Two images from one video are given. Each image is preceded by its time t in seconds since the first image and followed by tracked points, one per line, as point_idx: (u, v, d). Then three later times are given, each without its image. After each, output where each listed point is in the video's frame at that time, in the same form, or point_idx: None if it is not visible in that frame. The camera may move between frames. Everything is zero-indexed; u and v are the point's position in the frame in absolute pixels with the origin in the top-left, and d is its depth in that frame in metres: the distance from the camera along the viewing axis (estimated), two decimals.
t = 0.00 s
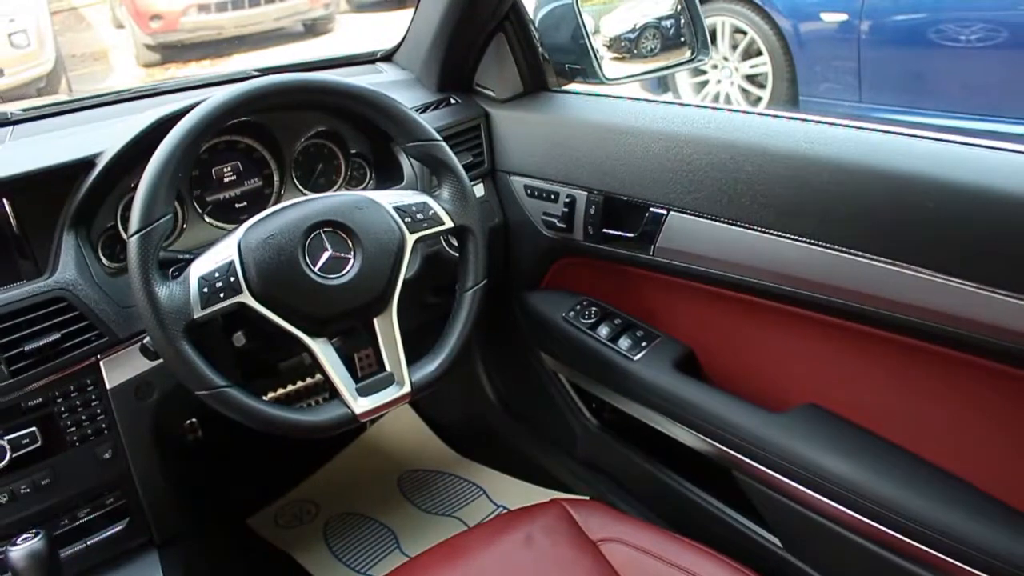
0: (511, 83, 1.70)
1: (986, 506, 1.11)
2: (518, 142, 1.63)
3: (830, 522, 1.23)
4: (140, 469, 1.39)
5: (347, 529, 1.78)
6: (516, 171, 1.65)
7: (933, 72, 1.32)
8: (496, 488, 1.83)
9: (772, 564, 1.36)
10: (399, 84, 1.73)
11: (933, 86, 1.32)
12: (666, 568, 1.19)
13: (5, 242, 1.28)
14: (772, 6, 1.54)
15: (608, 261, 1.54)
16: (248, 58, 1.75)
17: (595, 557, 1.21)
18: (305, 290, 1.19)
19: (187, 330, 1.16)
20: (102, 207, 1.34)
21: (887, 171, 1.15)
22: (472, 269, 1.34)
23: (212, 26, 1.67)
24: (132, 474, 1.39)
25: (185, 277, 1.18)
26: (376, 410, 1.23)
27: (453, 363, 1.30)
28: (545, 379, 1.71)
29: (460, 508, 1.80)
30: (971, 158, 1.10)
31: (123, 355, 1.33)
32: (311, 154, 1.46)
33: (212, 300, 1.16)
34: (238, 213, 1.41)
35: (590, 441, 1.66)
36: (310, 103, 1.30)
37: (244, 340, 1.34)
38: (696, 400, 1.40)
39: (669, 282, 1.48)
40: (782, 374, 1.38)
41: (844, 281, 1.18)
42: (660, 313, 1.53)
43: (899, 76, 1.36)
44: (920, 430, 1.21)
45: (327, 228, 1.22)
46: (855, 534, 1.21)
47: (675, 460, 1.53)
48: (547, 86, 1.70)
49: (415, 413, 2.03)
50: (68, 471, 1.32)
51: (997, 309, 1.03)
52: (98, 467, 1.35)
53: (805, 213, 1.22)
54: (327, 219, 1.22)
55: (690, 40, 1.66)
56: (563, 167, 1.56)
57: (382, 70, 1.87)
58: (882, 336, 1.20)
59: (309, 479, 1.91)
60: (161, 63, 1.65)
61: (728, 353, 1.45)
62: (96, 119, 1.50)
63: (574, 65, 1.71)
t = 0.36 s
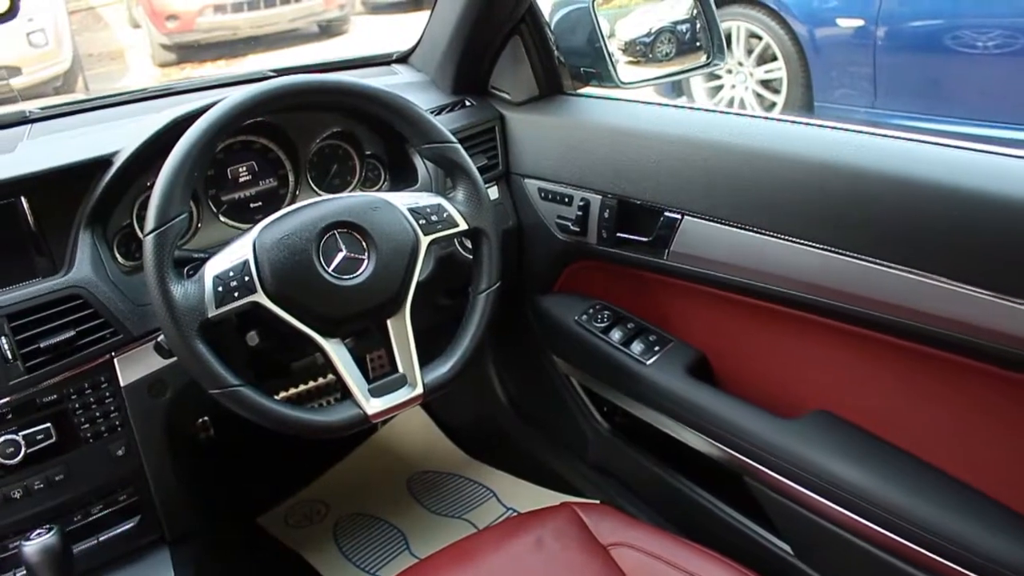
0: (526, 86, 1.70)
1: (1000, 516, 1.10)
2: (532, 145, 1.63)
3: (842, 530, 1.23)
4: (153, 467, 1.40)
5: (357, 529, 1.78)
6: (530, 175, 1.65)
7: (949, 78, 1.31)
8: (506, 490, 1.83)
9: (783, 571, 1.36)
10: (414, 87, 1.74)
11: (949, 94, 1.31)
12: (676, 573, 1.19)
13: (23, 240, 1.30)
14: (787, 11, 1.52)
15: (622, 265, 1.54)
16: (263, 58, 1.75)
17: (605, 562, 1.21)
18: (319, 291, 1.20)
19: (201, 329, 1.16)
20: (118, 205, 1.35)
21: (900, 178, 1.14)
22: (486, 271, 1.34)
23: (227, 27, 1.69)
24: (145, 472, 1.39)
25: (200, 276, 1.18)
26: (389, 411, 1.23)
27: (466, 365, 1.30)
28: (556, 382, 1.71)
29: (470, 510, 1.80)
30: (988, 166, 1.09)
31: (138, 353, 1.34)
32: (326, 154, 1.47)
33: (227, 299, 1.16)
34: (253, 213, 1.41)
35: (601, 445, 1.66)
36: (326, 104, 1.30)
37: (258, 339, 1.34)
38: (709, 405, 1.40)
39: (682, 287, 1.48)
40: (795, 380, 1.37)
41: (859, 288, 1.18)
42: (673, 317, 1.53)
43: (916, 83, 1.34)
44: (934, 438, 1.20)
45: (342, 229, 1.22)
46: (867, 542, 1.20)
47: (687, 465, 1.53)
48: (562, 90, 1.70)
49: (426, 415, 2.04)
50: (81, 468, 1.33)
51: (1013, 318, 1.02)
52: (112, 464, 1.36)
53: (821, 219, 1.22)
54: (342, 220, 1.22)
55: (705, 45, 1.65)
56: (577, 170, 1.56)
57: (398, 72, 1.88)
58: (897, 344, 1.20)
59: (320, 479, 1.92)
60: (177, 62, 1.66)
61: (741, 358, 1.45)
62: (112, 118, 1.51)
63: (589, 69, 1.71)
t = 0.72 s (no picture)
0: (558, 89, 1.69)
1: None
2: (563, 148, 1.63)
3: (869, 541, 1.21)
4: (181, 463, 1.41)
5: (381, 529, 1.79)
6: (560, 177, 1.65)
7: (985, 86, 1.29)
8: (531, 492, 1.83)
9: None
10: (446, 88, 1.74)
11: (986, 102, 1.29)
12: None
13: (56, 235, 1.31)
14: (820, 17, 1.50)
15: (651, 269, 1.54)
16: (294, 58, 1.77)
17: (628, 566, 1.21)
18: (348, 290, 1.20)
19: (231, 326, 1.17)
20: (152, 202, 1.36)
21: (932, 186, 1.13)
22: (515, 274, 1.34)
23: (260, 26, 1.71)
24: (173, 466, 1.40)
25: (231, 273, 1.19)
26: (416, 411, 1.23)
27: (492, 366, 1.30)
28: (583, 385, 1.71)
29: (494, 511, 1.80)
30: None
31: (168, 348, 1.35)
32: (357, 154, 1.47)
33: (257, 297, 1.17)
34: (284, 211, 1.42)
35: (627, 450, 1.65)
36: (357, 104, 1.31)
37: (287, 338, 1.36)
38: (737, 412, 1.39)
39: (712, 292, 1.47)
40: (824, 387, 1.36)
41: (891, 297, 1.16)
42: (702, 322, 1.52)
43: (951, 91, 1.32)
44: (965, 450, 1.18)
45: (372, 229, 1.23)
46: (894, 554, 1.18)
47: (712, 471, 1.52)
48: (593, 93, 1.70)
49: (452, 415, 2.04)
50: (111, 461, 1.34)
51: None
52: (141, 458, 1.37)
53: (852, 225, 1.20)
54: (373, 220, 1.23)
55: (739, 49, 1.63)
56: (608, 173, 1.56)
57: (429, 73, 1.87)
58: (929, 353, 1.18)
59: (345, 477, 1.93)
60: (209, 61, 1.68)
61: (770, 364, 1.43)
62: (148, 116, 1.52)
63: (621, 72, 1.72)
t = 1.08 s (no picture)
0: (592, 90, 1.70)
1: None
2: (595, 149, 1.63)
3: (898, 552, 1.19)
4: (210, 455, 1.42)
5: (405, 526, 1.79)
6: (592, 179, 1.64)
7: None
8: (555, 494, 1.82)
9: None
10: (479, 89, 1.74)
11: None
12: None
13: (93, 228, 1.33)
14: (855, 21, 1.49)
15: (681, 272, 1.53)
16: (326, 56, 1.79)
17: (652, 570, 1.20)
18: (378, 287, 1.21)
19: (263, 321, 1.18)
20: (186, 196, 1.38)
21: (965, 194, 1.11)
22: (545, 274, 1.34)
23: (295, 23, 1.73)
24: (202, 458, 1.41)
25: (263, 268, 1.19)
26: (443, 410, 1.23)
27: (520, 367, 1.30)
28: (610, 388, 1.70)
29: (517, 512, 1.80)
30: None
31: (199, 341, 1.36)
32: (389, 153, 1.48)
33: (289, 292, 1.18)
34: (316, 208, 1.43)
35: (653, 454, 1.65)
36: (391, 102, 1.31)
37: (317, 333, 1.36)
38: (766, 419, 1.38)
39: (743, 296, 1.46)
40: (855, 396, 1.34)
41: (925, 306, 1.15)
42: (732, 327, 1.51)
43: (990, 98, 1.29)
44: (997, 463, 1.17)
45: (404, 228, 1.23)
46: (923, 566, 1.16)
47: (739, 478, 1.51)
48: (627, 95, 1.70)
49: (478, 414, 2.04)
50: (142, 451, 1.36)
51: None
52: (171, 449, 1.38)
53: (886, 233, 1.18)
54: (405, 218, 1.23)
55: (773, 53, 1.63)
56: (640, 176, 1.55)
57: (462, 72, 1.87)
58: (962, 364, 1.17)
59: (370, 473, 1.93)
60: (243, 57, 1.71)
61: (800, 371, 1.42)
62: (184, 111, 1.54)
63: (655, 75, 1.70)
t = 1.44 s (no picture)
0: (636, 94, 1.69)
1: None
2: (638, 152, 1.62)
3: (936, 569, 1.17)
4: (247, 445, 1.43)
5: (436, 524, 1.80)
6: (634, 182, 1.64)
7: None
8: (587, 496, 1.82)
9: None
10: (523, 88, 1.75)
11: None
12: None
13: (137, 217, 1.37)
14: (903, 28, 1.41)
15: (721, 278, 1.52)
16: (370, 51, 1.80)
17: None
18: (418, 284, 1.21)
19: (303, 314, 1.19)
20: (229, 189, 1.39)
21: (1016, 208, 1.08)
22: (585, 276, 1.34)
23: (338, 20, 1.81)
24: (239, 449, 1.42)
25: (305, 262, 1.21)
26: (478, 409, 1.24)
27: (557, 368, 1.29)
28: (645, 392, 1.70)
29: (548, 513, 1.79)
30: None
31: (240, 333, 1.37)
32: (431, 150, 1.49)
33: (330, 287, 1.19)
34: (357, 203, 1.44)
35: (687, 460, 1.64)
36: (434, 100, 1.32)
37: (355, 328, 1.38)
38: (804, 429, 1.37)
39: (783, 304, 1.45)
40: (897, 409, 1.32)
41: (970, 319, 1.12)
42: (772, 335, 1.50)
43: None
44: None
45: (445, 225, 1.24)
46: None
47: (775, 487, 1.49)
48: (671, 98, 1.69)
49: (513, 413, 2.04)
50: (180, 439, 1.37)
51: None
52: (209, 438, 1.40)
53: (932, 243, 1.16)
54: (446, 216, 1.24)
55: (820, 59, 1.57)
56: (682, 180, 1.54)
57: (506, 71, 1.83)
58: (1007, 379, 1.14)
59: (403, 469, 1.94)
60: (287, 52, 1.76)
61: (840, 382, 1.40)
62: (231, 104, 1.56)
63: (700, 78, 1.70)
